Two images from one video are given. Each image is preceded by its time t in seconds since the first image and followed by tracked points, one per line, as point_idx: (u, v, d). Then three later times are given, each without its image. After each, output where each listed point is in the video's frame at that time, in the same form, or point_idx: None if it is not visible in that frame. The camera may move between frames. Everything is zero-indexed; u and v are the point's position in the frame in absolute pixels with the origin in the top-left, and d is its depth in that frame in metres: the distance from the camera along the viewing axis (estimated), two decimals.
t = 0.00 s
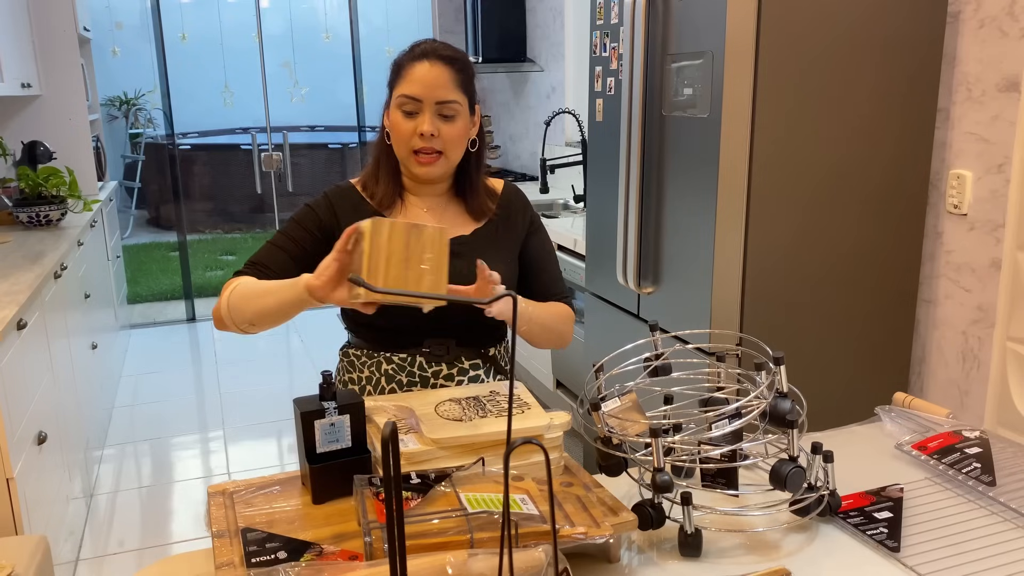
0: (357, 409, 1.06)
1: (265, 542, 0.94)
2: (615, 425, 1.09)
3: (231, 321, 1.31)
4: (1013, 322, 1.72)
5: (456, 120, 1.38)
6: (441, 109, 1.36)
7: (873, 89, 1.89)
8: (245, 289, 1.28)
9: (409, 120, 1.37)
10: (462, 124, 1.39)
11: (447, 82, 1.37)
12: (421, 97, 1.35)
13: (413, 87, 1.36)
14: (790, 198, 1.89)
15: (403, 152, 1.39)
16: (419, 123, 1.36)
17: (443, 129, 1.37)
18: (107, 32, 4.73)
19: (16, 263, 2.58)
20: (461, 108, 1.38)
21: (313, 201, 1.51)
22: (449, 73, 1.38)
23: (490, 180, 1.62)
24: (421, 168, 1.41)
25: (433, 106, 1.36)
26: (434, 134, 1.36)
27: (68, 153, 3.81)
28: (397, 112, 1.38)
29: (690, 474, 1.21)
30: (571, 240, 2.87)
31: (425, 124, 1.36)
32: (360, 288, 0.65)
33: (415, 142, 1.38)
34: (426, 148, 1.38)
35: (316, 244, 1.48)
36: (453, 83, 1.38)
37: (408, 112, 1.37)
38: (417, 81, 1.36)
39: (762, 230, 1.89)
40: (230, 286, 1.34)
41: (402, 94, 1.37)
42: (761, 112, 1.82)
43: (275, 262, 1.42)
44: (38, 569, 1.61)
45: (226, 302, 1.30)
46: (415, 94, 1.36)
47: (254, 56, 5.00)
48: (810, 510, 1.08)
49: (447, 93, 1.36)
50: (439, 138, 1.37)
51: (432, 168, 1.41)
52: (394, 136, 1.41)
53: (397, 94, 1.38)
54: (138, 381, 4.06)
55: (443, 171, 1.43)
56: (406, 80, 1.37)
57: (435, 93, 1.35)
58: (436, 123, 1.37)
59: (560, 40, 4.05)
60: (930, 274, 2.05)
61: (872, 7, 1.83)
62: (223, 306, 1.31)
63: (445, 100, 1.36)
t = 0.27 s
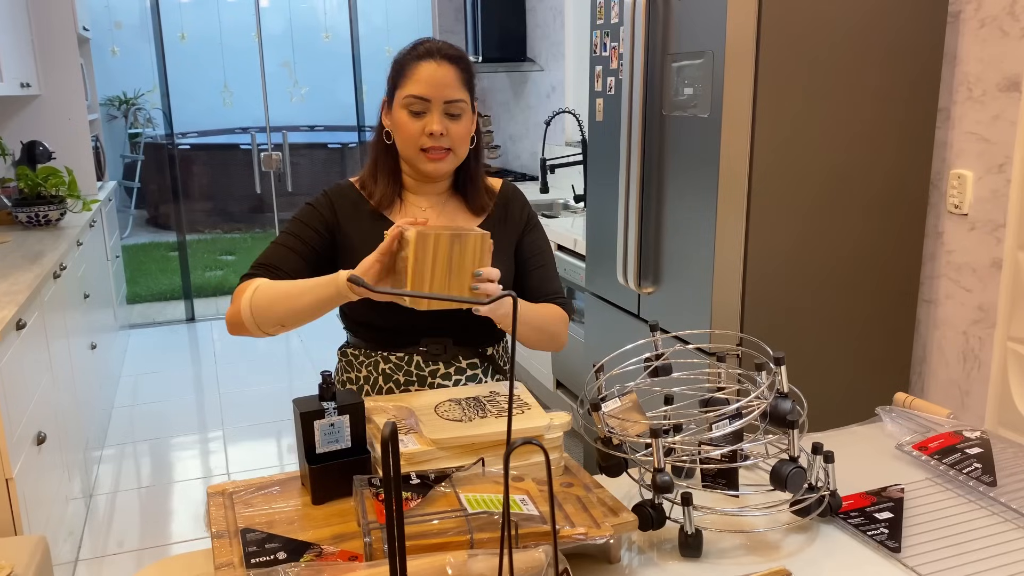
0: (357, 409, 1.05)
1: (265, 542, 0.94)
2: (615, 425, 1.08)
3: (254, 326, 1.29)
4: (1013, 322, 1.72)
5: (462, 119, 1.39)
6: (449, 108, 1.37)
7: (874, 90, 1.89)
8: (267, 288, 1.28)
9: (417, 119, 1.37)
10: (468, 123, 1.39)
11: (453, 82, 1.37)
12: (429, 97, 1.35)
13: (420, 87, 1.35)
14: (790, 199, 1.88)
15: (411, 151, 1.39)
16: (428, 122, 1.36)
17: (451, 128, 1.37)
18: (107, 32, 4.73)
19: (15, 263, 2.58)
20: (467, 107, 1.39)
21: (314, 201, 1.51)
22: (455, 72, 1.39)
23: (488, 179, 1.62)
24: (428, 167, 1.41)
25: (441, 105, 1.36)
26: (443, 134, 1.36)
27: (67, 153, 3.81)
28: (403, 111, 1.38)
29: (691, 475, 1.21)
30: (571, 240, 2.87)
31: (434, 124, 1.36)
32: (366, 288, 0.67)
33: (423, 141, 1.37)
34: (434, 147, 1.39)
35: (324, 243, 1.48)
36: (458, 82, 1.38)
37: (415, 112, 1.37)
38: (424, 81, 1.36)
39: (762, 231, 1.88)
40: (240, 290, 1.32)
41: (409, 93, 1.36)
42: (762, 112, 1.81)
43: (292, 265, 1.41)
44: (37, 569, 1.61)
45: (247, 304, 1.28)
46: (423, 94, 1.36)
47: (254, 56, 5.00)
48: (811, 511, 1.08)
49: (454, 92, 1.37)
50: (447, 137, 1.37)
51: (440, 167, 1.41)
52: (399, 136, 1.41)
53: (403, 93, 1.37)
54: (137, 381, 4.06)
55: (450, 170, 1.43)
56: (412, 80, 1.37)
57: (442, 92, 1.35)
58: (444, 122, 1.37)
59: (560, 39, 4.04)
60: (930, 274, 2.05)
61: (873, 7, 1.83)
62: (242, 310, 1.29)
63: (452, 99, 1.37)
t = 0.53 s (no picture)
0: (357, 410, 1.06)
1: (265, 542, 0.94)
2: (615, 425, 1.08)
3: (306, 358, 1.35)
4: (1013, 322, 1.72)
5: (460, 112, 1.40)
6: (447, 100, 1.38)
7: (874, 91, 1.89)
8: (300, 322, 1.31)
9: (415, 113, 1.38)
10: (466, 116, 1.40)
11: (450, 75, 1.38)
12: (427, 90, 1.36)
13: (418, 80, 1.37)
14: (791, 199, 1.88)
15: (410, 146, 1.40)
16: (427, 115, 1.37)
17: (449, 121, 1.38)
18: (107, 32, 4.74)
19: (15, 263, 2.58)
20: (465, 100, 1.40)
21: (308, 211, 1.50)
22: (451, 66, 1.40)
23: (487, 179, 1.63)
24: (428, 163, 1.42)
25: (439, 98, 1.37)
26: (442, 126, 1.37)
27: (67, 153, 3.81)
28: (402, 105, 1.39)
29: (691, 475, 1.21)
30: (571, 240, 2.87)
31: (432, 116, 1.37)
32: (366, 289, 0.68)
33: (423, 135, 1.38)
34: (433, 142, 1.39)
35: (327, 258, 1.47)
36: (456, 76, 1.40)
37: (414, 106, 1.38)
38: (421, 75, 1.37)
39: (763, 232, 1.88)
40: (275, 331, 1.37)
41: (408, 87, 1.37)
42: (762, 112, 1.81)
43: (302, 291, 1.43)
44: (37, 569, 1.61)
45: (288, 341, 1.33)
46: (421, 87, 1.37)
47: (254, 56, 5.00)
48: (810, 510, 1.08)
49: (452, 86, 1.38)
50: (447, 130, 1.38)
51: (439, 160, 1.41)
52: (398, 132, 1.41)
53: (401, 88, 1.39)
54: (137, 381, 4.06)
55: (449, 164, 1.43)
56: (409, 74, 1.38)
57: (440, 85, 1.37)
58: (443, 115, 1.38)
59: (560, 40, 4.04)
60: (930, 274, 2.05)
61: (873, 8, 1.83)
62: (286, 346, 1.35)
63: (450, 92, 1.38)
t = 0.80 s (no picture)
0: (357, 410, 1.05)
1: (265, 542, 0.94)
2: (615, 425, 1.08)
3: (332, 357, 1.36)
4: (1013, 322, 1.72)
5: (449, 107, 1.40)
6: (434, 96, 1.38)
7: (874, 92, 1.89)
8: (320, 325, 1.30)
9: (404, 111, 1.39)
10: (456, 111, 1.41)
11: (437, 71, 1.39)
12: (414, 86, 1.37)
13: (405, 78, 1.38)
14: (791, 199, 1.88)
15: (401, 144, 1.40)
16: (416, 112, 1.38)
17: (439, 117, 1.39)
18: (107, 32, 4.74)
19: (15, 263, 2.58)
20: (453, 95, 1.41)
21: (310, 211, 1.51)
22: (438, 63, 1.41)
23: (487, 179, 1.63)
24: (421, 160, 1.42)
25: (426, 94, 1.38)
26: (431, 122, 1.37)
27: (67, 153, 3.81)
28: (391, 105, 1.40)
29: (691, 475, 1.21)
30: (571, 240, 2.87)
31: (421, 113, 1.37)
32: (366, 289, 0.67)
33: (412, 132, 1.38)
34: (423, 138, 1.39)
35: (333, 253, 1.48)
36: (443, 72, 1.41)
37: (402, 105, 1.39)
38: (408, 72, 1.38)
39: (763, 232, 1.88)
40: (293, 336, 1.36)
41: (395, 85, 1.39)
42: (762, 113, 1.81)
43: (316, 288, 1.44)
44: (37, 569, 1.61)
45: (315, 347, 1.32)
46: (408, 84, 1.38)
47: (254, 56, 5.01)
48: (811, 511, 1.08)
49: (439, 81, 1.39)
50: (436, 126, 1.38)
51: (431, 158, 1.41)
52: (389, 132, 1.42)
53: (389, 87, 1.40)
54: (137, 381, 4.06)
55: (442, 160, 1.43)
56: (396, 73, 1.39)
57: (427, 81, 1.38)
58: (431, 111, 1.38)
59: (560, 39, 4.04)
60: (930, 274, 2.05)
61: (873, 9, 1.83)
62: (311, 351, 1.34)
63: (437, 87, 1.39)
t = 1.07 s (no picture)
0: (357, 410, 1.06)
1: (265, 542, 0.94)
2: (615, 425, 1.08)
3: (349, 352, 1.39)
4: (1013, 322, 1.72)
5: (443, 107, 1.40)
6: (428, 97, 1.39)
7: (875, 91, 1.89)
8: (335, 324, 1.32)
9: (399, 112, 1.39)
10: (450, 110, 1.41)
11: (429, 71, 1.39)
12: (408, 88, 1.37)
13: (397, 80, 1.38)
14: (791, 200, 1.88)
15: (397, 147, 1.40)
16: (410, 114, 1.38)
17: (433, 117, 1.39)
18: (106, 32, 4.73)
19: (15, 263, 2.58)
20: (446, 95, 1.41)
21: (312, 206, 1.51)
22: (430, 62, 1.41)
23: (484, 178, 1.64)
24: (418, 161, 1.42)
25: (420, 95, 1.38)
26: (426, 123, 1.38)
27: (67, 153, 3.81)
28: (385, 107, 1.40)
29: (691, 475, 1.22)
30: (571, 240, 2.87)
31: (416, 114, 1.37)
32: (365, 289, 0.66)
33: (407, 134, 1.39)
34: (419, 139, 1.40)
35: (339, 246, 1.48)
36: (435, 71, 1.40)
37: (397, 106, 1.39)
38: (400, 74, 1.38)
39: (763, 232, 1.88)
40: (313, 329, 1.36)
41: (388, 88, 1.39)
42: (762, 113, 1.81)
43: (326, 279, 1.44)
44: (37, 569, 1.61)
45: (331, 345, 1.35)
46: (401, 86, 1.38)
47: (254, 56, 5.01)
48: (810, 511, 1.08)
49: (432, 81, 1.39)
50: (431, 126, 1.39)
51: (427, 159, 1.42)
52: (384, 134, 1.43)
53: (383, 90, 1.40)
54: (137, 381, 4.06)
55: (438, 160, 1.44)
56: (389, 75, 1.39)
57: (420, 82, 1.38)
58: (426, 112, 1.39)
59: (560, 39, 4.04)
60: (930, 274, 2.05)
61: (873, 9, 1.83)
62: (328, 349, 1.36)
63: (431, 88, 1.39)
